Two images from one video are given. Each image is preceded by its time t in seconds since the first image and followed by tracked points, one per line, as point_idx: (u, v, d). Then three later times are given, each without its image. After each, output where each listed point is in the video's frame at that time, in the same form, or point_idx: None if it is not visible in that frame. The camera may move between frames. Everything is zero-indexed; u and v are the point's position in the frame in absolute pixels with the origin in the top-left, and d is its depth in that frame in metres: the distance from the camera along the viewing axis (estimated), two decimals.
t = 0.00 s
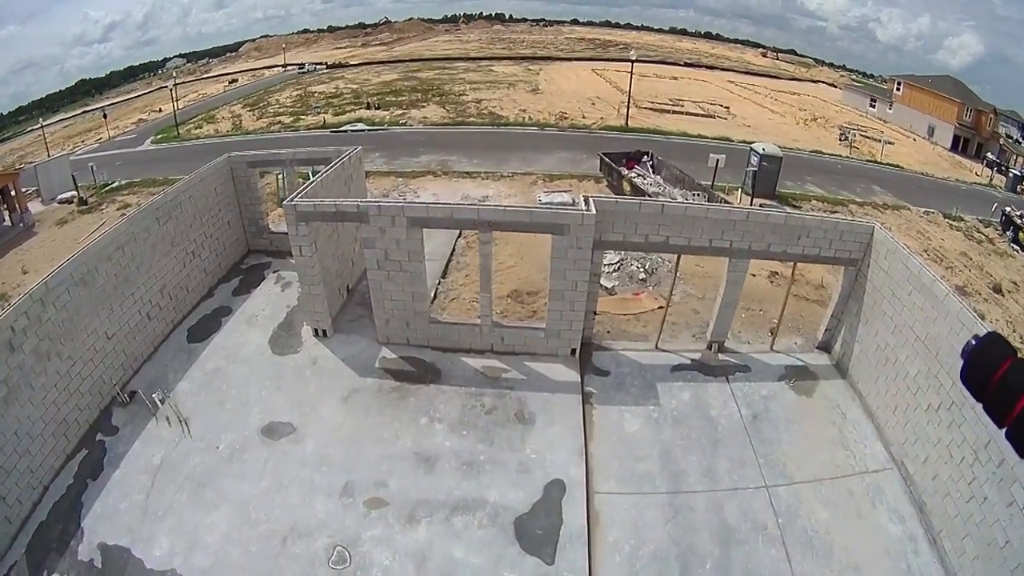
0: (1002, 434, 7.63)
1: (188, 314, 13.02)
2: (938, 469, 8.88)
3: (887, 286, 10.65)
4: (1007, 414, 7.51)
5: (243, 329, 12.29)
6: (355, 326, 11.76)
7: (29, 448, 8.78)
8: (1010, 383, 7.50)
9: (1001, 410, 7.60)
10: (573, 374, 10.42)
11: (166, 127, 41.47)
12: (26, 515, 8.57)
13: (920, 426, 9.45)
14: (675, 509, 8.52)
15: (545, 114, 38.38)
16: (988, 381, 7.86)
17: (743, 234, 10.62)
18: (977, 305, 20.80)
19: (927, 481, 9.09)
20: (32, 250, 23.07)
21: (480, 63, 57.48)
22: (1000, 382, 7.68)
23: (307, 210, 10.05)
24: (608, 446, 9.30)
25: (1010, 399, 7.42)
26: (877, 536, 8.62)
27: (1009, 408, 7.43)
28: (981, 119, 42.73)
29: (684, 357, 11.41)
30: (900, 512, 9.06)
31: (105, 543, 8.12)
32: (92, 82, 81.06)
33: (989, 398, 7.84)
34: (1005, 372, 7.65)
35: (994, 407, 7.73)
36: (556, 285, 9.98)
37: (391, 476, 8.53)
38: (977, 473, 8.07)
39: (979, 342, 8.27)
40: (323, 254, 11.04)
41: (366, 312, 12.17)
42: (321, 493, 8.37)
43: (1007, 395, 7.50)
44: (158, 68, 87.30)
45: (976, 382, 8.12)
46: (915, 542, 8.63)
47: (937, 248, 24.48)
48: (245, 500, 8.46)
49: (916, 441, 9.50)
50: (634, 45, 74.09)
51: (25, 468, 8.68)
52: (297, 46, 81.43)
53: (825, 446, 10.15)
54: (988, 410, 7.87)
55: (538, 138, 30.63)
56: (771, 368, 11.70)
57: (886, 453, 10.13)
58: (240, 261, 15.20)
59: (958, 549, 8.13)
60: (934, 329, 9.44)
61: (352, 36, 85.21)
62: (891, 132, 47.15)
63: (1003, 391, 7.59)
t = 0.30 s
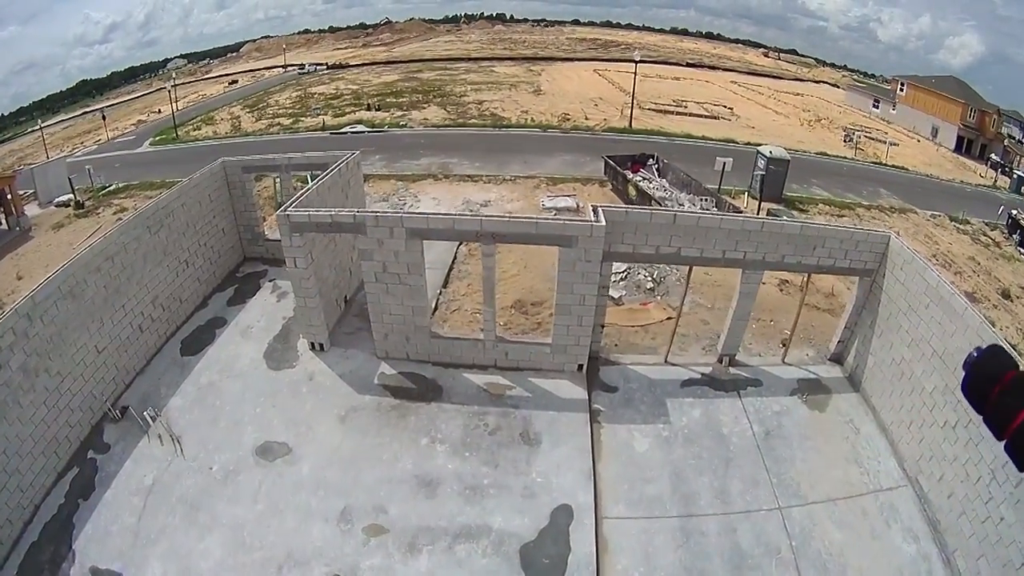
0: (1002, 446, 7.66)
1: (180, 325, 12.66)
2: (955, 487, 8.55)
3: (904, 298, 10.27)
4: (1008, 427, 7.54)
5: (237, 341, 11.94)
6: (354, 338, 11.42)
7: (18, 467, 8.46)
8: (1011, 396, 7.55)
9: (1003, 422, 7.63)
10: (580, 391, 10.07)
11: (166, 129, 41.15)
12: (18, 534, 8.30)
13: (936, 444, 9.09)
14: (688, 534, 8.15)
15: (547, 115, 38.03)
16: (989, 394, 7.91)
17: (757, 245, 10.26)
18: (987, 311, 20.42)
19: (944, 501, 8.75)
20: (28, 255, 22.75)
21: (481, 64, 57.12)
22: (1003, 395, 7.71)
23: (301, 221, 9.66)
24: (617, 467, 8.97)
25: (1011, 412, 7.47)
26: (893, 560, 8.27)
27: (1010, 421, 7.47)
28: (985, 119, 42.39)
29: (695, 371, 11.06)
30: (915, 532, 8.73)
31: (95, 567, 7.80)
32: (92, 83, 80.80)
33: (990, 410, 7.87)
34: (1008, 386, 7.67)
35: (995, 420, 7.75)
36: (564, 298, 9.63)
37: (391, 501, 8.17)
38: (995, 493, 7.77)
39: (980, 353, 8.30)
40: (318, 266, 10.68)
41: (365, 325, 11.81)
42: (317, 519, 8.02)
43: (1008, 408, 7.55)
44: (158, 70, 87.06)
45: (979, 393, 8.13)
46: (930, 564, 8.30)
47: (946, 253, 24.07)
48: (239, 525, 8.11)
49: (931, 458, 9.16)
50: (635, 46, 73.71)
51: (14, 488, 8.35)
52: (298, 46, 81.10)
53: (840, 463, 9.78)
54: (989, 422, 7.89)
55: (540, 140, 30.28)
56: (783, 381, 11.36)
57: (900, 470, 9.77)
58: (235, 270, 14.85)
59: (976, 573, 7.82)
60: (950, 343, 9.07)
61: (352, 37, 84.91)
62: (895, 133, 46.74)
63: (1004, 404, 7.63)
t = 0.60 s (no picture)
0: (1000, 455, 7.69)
1: (171, 339, 12.35)
2: (966, 506, 8.31)
3: (916, 311, 9.95)
4: (1004, 437, 7.58)
5: (229, 358, 11.63)
6: (351, 355, 11.13)
7: (5, 492, 8.16)
8: (1006, 407, 7.56)
9: (999, 431, 7.67)
10: (584, 411, 9.79)
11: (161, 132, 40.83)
12: (6, 561, 8.02)
13: (947, 461, 8.82)
14: (696, 560, 7.88)
15: (545, 118, 37.77)
16: (986, 403, 7.94)
17: (766, 258, 9.98)
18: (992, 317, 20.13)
19: (955, 521, 8.50)
20: (19, 262, 22.43)
21: (479, 66, 56.85)
22: (998, 404, 7.75)
23: (292, 235, 9.33)
24: (623, 490, 8.69)
25: (1007, 423, 7.49)
26: None
27: (1006, 430, 7.52)
28: (984, 120, 42.18)
29: (701, 387, 10.78)
30: (926, 551, 8.47)
31: None
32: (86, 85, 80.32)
33: (987, 418, 7.91)
34: (1003, 395, 7.70)
35: (992, 429, 7.79)
36: (567, 316, 9.35)
37: (388, 528, 7.89)
38: (1008, 513, 7.54)
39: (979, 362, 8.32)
40: (311, 280, 10.36)
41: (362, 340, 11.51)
42: (312, 549, 7.73)
43: (1003, 418, 7.59)
44: (153, 72, 86.57)
45: (976, 402, 8.16)
46: None
47: (950, 258, 23.86)
48: (232, 554, 7.82)
49: (942, 476, 8.89)
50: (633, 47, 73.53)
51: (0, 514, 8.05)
52: (295, 49, 80.78)
53: (849, 482, 9.50)
54: (987, 431, 7.94)
55: (539, 144, 30.00)
56: (791, 395, 11.10)
57: (910, 487, 9.51)
58: (228, 281, 14.54)
59: None
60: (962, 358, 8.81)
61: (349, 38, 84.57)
62: (896, 134, 46.55)
63: (1000, 413, 7.66)
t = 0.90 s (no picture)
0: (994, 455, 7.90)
1: (162, 354, 12.06)
2: (978, 522, 8.09)
3: (926, 322, 9.66)
4: (999, 437, 7.80)
5: (221, 374, 11.34)
6: (348, 372, 10.85)
7: None
8: (1003, 407, 7.79)
9: (994, 431, 7.88)
10: (589, 430, 9.53)
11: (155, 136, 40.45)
12: None
13: (958, 476, 8.58)
14: None
15: (543, 120, 37.48)
16: (982, 403, 8.16)
17: (778, 270, 9.72)
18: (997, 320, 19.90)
19: (967, 538, 8.26)
20: (10, 270, 22.07)
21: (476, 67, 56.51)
22: (994, 405, 7.97)
23: (283, 251, 9.03)
24: (630, 512, 8.44)
25: (1003, 423, 7.71)
26: None
27: (1001, 430, 7.73)
28: (983, 118, 42.15)
29: (710, 403, 10.51)
30: (939, 569, 8.23)
31: None
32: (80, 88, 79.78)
33: (982, 419, 8.13)
34: (998, 396, 7.93)
35: (987, 429, 8.02)
36: (571, 332, 9.08)
37: (388, 557, 7.63)
38: (1021, 529, 7.36)
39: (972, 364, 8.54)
40: (303, 295, 10.07)
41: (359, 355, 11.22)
42: None
43: (999, 418, 7.81)
44: (148, 74, 86.10)
45: (971, 404, 8.39)
46: None
47: (954, 260, 23.68)
48: None
49: (953, 490, 8.65)
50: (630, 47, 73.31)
51: None
52: (290, 50, 80.38)
53: (860, 498, 9.23)
54: (980, 431, 8.16)
55: (537, 147, 29.72)
56: (800, 408, 10.84)
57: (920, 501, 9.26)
58: (220, 292, 14.23)
59: None
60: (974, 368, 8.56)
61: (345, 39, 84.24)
62: (895, 133, 46.35)
63: (996, 414, 7.87)
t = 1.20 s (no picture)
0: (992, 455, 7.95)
1: (154, 365, 11.77)
2: (991, 540, 7.86)
3: (938, 334, 9.38)
4: (996, 437, 7.83)
5: (215, 388, 11.06)
6: (346, 388, 10.58)
7: None
8: (1000, 408, 7.82)
9: (992, 431, 7.92)
10: (595, 449, 9.27)
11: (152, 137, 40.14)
12: None
13: (970, 493, 8.33)
14: None
15: (543, 121, 37.20)
16: (980, 402, 8.19)
17: (791, 283, 9.46)
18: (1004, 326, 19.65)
19: (980, 557, 8.02)
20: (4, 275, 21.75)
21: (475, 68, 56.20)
22: (991, 405, 8.00)
23: (273, 264, 8.73)
24: (637, 535, 8.18)
25: (1001, 424, 7.74)
26: None
27: (999, 430, 7.77)
28: (984, 120, 41.75)
29: (719, 419, 10.25)
30: None
31: None
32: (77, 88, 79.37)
33: (980, 418, 8.16)
34: (995, 396, 7.95)
35: (984, 429, 8.05)
36: (578, 349, 8.81)
37: None
38: None
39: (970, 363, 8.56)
40: (296, 310, 9.78)
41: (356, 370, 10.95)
42: None
43: (997, 419, 7.84)
44: (146, 74, 85.75)
45: (968, 403, 8.43)
46: None
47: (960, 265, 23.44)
48: None
49: (964, 507, 8.40)
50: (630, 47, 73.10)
51: None
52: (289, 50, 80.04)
53: (871, 515, 8.97)
54: (978, 431, 8.20)
55: (538, 149, 29.43)
56: (810, 421, 10.58)
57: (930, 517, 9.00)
58: (214, 301, 13.95)
59: None
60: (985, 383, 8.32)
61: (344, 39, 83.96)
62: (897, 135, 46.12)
63: (994, 414, 7.91)
